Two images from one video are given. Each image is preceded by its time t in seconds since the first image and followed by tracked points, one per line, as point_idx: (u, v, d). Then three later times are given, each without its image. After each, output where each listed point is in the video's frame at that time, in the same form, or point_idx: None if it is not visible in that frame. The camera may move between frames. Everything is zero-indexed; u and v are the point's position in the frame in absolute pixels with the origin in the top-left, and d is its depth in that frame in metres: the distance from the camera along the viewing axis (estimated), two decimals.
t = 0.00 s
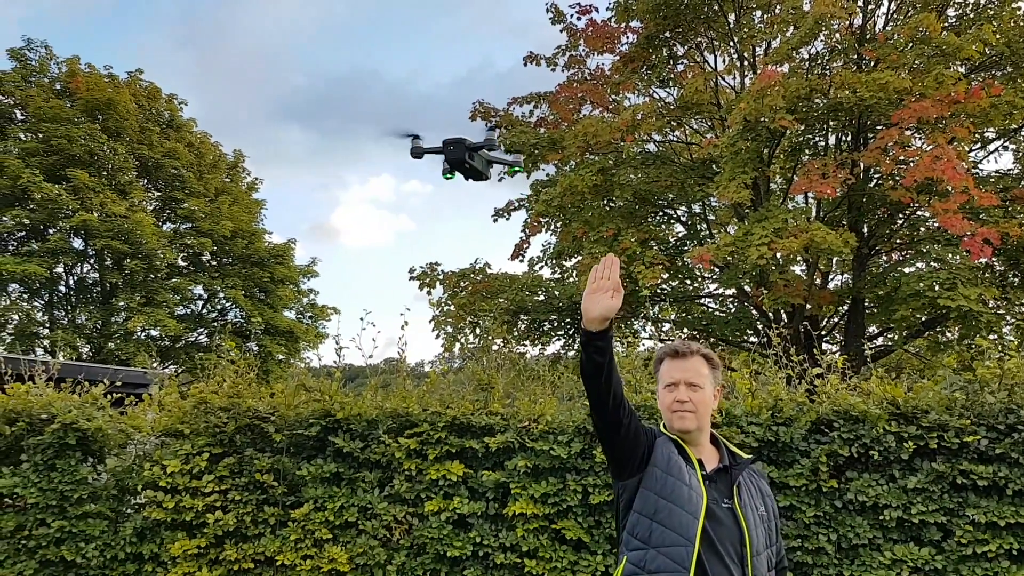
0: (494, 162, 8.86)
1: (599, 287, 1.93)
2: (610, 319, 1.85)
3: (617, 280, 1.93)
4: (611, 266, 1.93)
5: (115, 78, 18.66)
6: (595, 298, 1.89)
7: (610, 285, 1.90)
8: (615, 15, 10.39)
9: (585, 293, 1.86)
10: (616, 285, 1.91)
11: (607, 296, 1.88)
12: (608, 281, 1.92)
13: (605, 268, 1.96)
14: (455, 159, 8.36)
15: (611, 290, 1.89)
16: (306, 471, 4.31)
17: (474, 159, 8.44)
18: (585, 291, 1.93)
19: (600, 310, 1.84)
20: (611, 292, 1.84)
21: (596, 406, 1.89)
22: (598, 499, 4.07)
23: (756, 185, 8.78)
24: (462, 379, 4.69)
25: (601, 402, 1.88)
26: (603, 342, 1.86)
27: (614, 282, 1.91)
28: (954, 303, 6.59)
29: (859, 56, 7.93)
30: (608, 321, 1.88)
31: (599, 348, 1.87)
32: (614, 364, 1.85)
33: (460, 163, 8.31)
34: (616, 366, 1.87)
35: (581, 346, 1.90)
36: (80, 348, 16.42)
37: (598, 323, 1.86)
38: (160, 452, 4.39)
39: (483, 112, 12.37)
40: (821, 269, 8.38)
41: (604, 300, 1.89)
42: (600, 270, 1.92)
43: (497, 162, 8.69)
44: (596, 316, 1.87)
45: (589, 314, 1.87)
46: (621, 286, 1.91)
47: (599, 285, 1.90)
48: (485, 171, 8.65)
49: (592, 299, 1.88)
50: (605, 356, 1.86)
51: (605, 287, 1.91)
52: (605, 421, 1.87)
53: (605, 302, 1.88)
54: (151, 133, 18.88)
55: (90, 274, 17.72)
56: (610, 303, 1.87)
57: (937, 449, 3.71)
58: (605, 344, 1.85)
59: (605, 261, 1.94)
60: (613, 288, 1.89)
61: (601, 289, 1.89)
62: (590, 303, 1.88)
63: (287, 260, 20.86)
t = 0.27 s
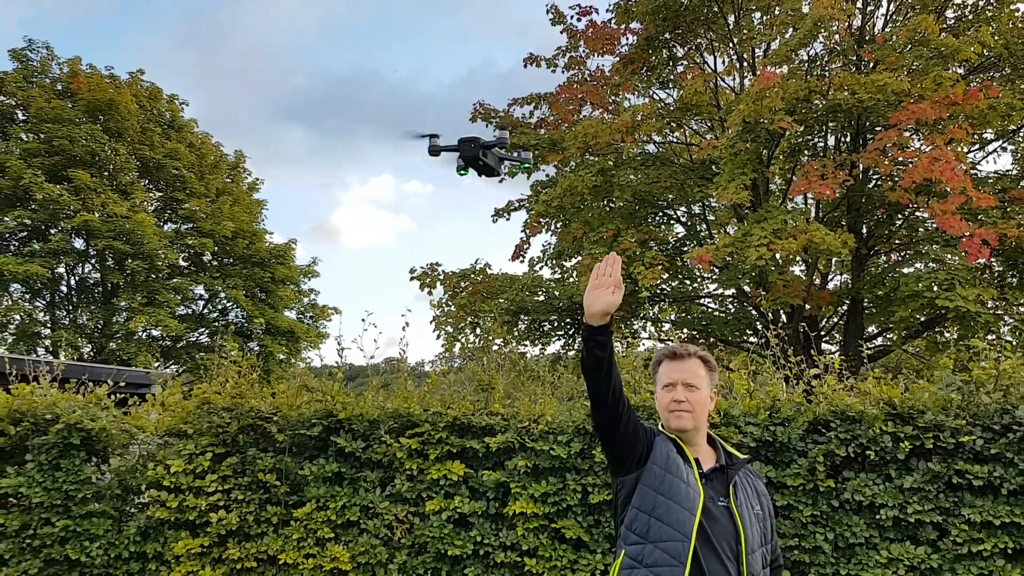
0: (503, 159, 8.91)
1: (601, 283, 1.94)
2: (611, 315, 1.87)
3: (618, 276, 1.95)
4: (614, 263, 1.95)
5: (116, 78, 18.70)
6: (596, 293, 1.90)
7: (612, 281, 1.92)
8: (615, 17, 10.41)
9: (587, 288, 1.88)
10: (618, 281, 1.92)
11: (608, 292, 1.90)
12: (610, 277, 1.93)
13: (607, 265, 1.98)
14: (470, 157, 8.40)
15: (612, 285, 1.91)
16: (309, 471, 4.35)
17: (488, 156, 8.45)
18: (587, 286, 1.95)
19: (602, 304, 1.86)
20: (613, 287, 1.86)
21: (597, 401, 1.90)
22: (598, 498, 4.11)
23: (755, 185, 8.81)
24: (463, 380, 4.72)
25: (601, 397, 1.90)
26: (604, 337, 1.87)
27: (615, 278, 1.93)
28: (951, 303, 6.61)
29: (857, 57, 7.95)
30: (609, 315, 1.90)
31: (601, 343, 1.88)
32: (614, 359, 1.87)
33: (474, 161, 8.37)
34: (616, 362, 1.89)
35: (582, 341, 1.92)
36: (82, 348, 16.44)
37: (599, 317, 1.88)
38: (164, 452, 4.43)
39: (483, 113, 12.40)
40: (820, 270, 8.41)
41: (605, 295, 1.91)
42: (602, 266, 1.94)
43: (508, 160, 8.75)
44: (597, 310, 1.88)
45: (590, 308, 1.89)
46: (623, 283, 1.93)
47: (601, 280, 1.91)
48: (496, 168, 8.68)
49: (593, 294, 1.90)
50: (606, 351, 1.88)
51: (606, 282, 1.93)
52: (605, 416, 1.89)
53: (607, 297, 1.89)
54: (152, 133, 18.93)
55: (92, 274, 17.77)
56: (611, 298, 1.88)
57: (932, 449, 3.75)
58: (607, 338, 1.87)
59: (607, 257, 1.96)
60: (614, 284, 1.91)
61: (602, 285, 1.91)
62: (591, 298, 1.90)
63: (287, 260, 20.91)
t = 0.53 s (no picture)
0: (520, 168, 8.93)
1: (608, 283, 1.98)
2: (617, 314, 1.91)
3: (626, 277, 1.99)
4: (621, 264, 1.99)
5: (119, 80, 18.78)
6: (604, 292, 1.94)
7: (619, 281, 1.96)
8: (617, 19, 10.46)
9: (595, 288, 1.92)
10: (625, 281, 1.96)
11: (615, 291, 1.94)
12: (617, 278, 1.98)
13: (615, 266, 2.02)
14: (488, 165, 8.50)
15: (620, 285, 1.95)
16: (314, 471, 4.39)
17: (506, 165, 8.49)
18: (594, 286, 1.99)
19: (610, 303, 1.90)
20: (620, 286, 1.90)
21: (603, 398, 1.94)
22: (601, 499, 4.15)
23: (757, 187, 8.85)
24: (466, 381, 4.76)
25: (607, 393, 1.93)
26: (611, 336, 1.91)
27: (623, 278, 1.97)
28: (951, 305, 6.65)
29: (858, 60, 7.99)
30: (617, 315, 1.94)
31: (607, 341, 1.92)
32: (620, 358, 1.91)
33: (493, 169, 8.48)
34: (623, 361, 1.93)
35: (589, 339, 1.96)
36: (86, 349, 16.49)
37: (606, 316, 1.91)
38: (171, 452, 4.47)
39: (485, 115, 12.44)
40: (821, 271, 8.44)
41: (613, 294, 1.95)
42: (610, 267, 1.99)
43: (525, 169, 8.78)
44: (604, 310, 1.92)
45: (597, 307, 1.92)
46: (630, 283, 1.97)
47: (609, 280, 1.95)
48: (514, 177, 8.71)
49: (600, 293, 1.93)
50: (612, 350, 1.92)
51: (613, 283, 1.97)
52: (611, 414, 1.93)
53: (614, 296, 1.93)
54: (156, 135, 19.01)
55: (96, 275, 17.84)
56: (618, 297, 1.92)
57: (931, 450, 3.78)
58: (614, 337, 1.90)
59: (616, 258, 2.00)
60: (621, 284, 1.95)
61: (610, 285, 1.95)
62: (599, 298, 1.94)
63: (291, 262, 21.00)
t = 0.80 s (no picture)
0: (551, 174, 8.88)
1: (633, 287, 2.01)
2: (642, 317, 1.94)
3: (649, 280, 2.02)
4: (645, 268, 2.02)
5: (147, 85, 19.21)
6: (629, 296, 1.97)
7: (643, 285, 1.99)
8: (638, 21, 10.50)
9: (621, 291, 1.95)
10: (650, 285, 1.99)
11: (640, 295, 1.97)
12: (641, 282, 2.00)
13: (638, 270, 2.05)
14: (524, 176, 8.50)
15: (645, 289, 1.98)
16: (342, 471, 4.49)
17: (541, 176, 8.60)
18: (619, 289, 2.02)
19: (635, 307, 1.93)
20: (645, 290, 1.93)
21: (629, 399, 1.97)
22: (624, 499, 4.19)
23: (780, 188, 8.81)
24: (490, 382, 4.81)
25: (632, 395, 1.97)
26: (636, 338, 1.94)
27: (646, 282, 2.00)
28: (978, 305, 6.57)
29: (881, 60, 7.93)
30: (641, 318, 1.97)
31: (632, 344, 1.95)
32: (645, 360, 1.94)
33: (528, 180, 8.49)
34: (647, 363, 1.96)
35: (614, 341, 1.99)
36: (115, 350, 16.84)
37: (632, 319, 1.95)
38: (202, 452, 4.58)
39: (507, 118, 12.52)
40: (846, 272, 8.37)
41: (638, 298, 1.98)
42: (634, 271, 2.01)
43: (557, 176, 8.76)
44: (629, 313, 1.95)
45: (622, 310, 1.96)
46: (654, 286, 2.00)
47: (633, 284, 1.98)
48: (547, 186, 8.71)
49: (625, 297, 1.96)
50: (637, 352, 1.95)
51: (638, 287, 2.00)
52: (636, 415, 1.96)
53: (638, 300, 1.96)
54: (183, 140, 19.40)
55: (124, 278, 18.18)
56: (643, 301, 1.95)
57: (955, 451, 3.77)
58: (639, 339, 1.94)
59: (640, 262, 2.03)
60: (645, 288, 1.98)
61: (635, 288, 1.97)
62: (624, 301, 1.97)
63: (315, 264, 21.30)
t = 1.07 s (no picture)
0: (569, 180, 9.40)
1: (648, 292, 2.03)
2: (656, 322, 1.97)
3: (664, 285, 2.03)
4: (660, 273, 2.03)
5: (174, 89, 19.66)
6: (643, 301, 1.99)
7: (658, 290, 2.01)
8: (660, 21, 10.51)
9: (635, 297, 1.98)
10: (664, 290, 2.00)
11: (654, 300, 1.99)
12: (656, 286, 2.02)
13: (653, 274, 2.07)
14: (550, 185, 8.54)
15: (659, 294, 1.99)
16: (366, 470, 4.56)
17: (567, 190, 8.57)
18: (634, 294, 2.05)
19: (649, 312, 1.95)
20: (659, 295, 1.94)
21: (644, 402, 2.01)
22: (645, 499, 4.21)
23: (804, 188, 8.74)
24: (512, 382, 4.84)
25: (647, 398, 2.01)
26: (650, 342, 1.97)
27: (662, 287, 2.01)
28: (1004, 305, 6.46)
29: (906, 58, 7.83)
30: (656, 323, 1.99)
31: (647, 347, 1.98)
32: (660, 363, 1.97)
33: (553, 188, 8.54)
34: (662, 366, 1.99)
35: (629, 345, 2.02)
36: (144, 350, 17.15)
37: (647, 324, 1.97)
38: (229, 451, 4.69)
39: (529, 119, 12.57)
40: (870, 271, 8.28)
41: (652, 303, 2.00)
42: (649, 275, 2.02)
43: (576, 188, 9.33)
44: (644, 318, 1.98)
45: (637, 315, 1.98)
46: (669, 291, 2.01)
47: (648, 290, 2.00)
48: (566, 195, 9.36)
49: (640, 302, 1.98)
50: (651, 355, 1.98)
51: (652, 292, 2.02)
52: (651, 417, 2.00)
53: (653, 305, 1.98)
54: (209, 143, 19.76)
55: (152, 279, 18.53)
56: (657, 306, 1.97)
57: (978, 452, 3.73)
58: (653, 344, 1.97)
59: (654, 267, 2.04)
60: (660, 293, 2.00)
61: (649, 294, 1.99)
62: (638, 306, 1.99)
63: (339, 265, 21.58)
